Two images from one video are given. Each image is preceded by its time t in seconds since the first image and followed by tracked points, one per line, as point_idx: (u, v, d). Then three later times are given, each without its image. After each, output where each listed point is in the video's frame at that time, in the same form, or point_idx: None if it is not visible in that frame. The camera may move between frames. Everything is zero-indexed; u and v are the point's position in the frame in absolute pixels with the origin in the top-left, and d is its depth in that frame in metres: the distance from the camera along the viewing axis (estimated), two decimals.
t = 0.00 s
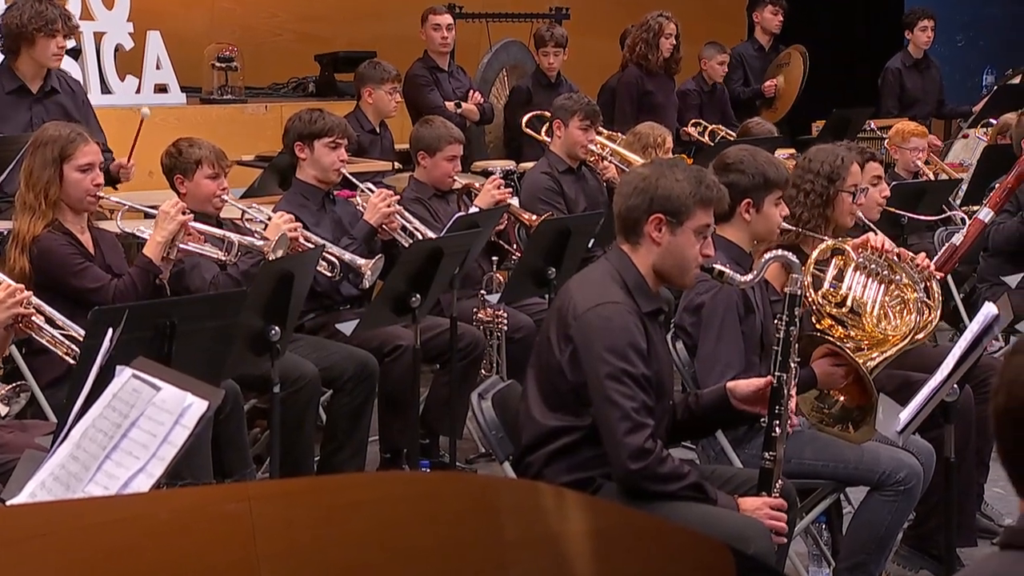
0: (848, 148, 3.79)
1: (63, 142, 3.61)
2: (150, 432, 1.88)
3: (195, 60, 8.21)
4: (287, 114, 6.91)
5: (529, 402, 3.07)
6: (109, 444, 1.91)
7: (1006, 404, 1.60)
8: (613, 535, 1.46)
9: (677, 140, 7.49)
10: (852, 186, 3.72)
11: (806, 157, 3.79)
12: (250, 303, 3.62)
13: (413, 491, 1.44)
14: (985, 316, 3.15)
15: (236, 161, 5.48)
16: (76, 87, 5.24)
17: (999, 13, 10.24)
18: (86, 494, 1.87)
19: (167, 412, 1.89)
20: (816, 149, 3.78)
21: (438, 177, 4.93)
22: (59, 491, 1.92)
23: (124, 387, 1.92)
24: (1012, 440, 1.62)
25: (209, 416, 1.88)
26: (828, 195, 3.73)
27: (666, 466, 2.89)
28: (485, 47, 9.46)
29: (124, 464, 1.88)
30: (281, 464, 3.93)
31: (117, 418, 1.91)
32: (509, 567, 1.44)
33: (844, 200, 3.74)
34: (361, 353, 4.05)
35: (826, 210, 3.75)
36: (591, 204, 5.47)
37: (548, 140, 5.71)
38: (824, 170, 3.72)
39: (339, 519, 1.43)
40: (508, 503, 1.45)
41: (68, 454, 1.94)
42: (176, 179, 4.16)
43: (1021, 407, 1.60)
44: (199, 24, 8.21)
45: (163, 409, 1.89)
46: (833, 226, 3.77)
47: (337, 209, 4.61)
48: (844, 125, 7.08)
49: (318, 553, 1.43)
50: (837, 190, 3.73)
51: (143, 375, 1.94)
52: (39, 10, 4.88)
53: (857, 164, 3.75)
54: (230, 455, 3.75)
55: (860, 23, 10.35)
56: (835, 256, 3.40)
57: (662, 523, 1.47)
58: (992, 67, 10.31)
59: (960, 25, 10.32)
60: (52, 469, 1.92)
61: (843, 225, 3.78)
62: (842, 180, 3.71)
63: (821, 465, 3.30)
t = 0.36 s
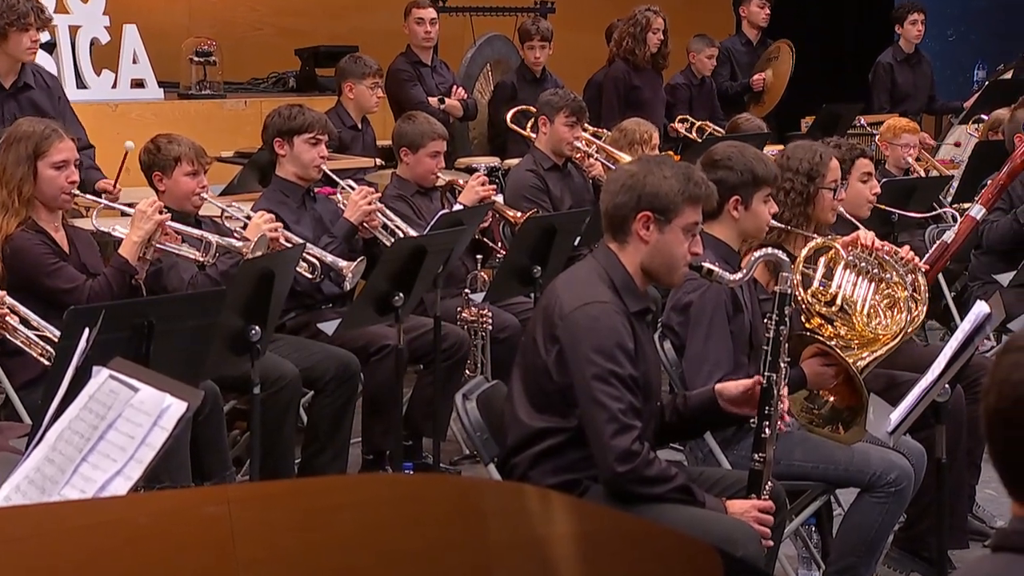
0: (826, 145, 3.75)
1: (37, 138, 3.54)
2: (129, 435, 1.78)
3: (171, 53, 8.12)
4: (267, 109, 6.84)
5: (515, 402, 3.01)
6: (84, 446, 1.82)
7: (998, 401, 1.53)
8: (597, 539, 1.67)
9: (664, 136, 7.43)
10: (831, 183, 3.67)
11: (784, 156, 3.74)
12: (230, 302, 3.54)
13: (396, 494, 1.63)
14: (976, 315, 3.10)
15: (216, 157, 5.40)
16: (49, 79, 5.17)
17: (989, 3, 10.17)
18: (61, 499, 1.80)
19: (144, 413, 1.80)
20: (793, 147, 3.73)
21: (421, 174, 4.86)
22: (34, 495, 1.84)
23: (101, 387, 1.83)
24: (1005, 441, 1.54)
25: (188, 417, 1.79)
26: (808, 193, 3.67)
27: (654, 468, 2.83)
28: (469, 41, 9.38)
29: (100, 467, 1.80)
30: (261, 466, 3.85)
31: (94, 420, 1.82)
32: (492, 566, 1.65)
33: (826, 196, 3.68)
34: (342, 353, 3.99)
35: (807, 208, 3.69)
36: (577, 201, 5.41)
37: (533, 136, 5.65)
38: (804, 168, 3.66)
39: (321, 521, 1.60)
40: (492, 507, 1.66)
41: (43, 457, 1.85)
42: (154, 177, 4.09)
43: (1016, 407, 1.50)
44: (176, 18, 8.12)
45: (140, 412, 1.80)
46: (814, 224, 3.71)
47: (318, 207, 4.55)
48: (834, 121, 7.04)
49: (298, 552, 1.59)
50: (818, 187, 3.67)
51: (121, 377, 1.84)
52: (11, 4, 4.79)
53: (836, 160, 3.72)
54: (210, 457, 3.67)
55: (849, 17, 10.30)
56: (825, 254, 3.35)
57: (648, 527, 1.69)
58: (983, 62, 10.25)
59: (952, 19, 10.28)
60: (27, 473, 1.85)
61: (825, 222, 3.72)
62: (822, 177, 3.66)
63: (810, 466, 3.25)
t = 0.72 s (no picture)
0: (808, 140, 3.70)
1: (14, 133, 3.51)
2: (105, 436, 1.82)
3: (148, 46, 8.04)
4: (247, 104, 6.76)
5: (500, 403, 2.95)
6: (62, 448, 1.84)
7: (992, 404, 1.57)
8: (585, 539, 1.64)
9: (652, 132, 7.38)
10: (815, 177, 3.62)
11: (766, 152, 3.70)
12: (210, 300, 3.47)
13: (380, 497, 1.59)
14: (969, 314, 3.04)
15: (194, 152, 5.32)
16: (24, 82, 5.08)
17: None
18: (38, 500, 1.82)
19: (122, 414, 1.83)
20: (775, 142, 3.69)
21: (405, 170, 4.79)
22: (9, 497, 1.86)
23: (78, 388, 1.87)
24: (996, 443, 1.58)
25: (166, 418, 1.82)
26: (791, 188, 3.63)
27: (642, 469, 2.78)
28: (452, 35, 9.31)
29: (78, 468, 1.83)
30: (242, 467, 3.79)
31: (70, 421, 1.85)
32: (478, 566, 1.62)
33: (809, 192, 3.63)
34: (324, 353, 3.91)
35: (790, 204, 3.64)
36: (562, 198, 5.35)
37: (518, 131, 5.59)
38: (785, 163, 3.62)
39: (304, 524, 1.56)
40: (477, 509, 1.63)
41: (18, 458, 1.88)
42: (131, 173, 4.01)
43: (1006, 408, 1.56)
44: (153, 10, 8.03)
45: (117, 412, 1.83)
46: (798, 220, 3.65)
47: (300, 206, 4.47)
48: (824, 116, 7.00)
49: (280, 554, 1.56)
50: (801, 183, 3.62)
51: (98, 376, 1.88)
52: None
53: (818, 155, 3.67)
54: (189, 458, 3.60)
55: (838, 12, 10.26)
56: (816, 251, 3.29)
57: (639, 529, 1.67)
58: (975, 57, 10.25)
59: (942, 13, 10.24)
60: (3, 474, 1.87)
61: (811, 218, 3.66)
62: (804, 172, 3.61)
63: (801, 467, 3.20)
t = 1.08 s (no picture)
0: (809, 134, 3.63)
1: None
2: (85, 436, 1.76)
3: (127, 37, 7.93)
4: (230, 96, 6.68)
5: (489, 402, 2.87)
6: (41, 448, 1.80)
7: (996, 403, 1.52)
8: (575, 540, 1.67)
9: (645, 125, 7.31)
10: (815, 171, 3.55)
11: (766, 145, 3.62)
12: (192, 296, 3.39)
13: (365, 497, 1.57)
14: (967, 310, 2.98)
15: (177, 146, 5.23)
16: None
17: None
18: (16, 502, 1.77)
19: (103, 413, 1.77)
20: (775, 135, 3.62)
21: (390, 164, 4.72)
22: None
23: (57, 387, 1.82)
24: (999, 441, 1.53)
25: (147, 418, 1.76)
26: (791, 181, 3.55)
27: (634, 469, 2.71)
28: (439, 26, 9.21)
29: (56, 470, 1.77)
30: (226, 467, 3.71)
31: (50, 421, 1.80)
32: (466, 567, 1.61)
33: (809, 185, 3.56)
34: (310, 352, 3.83)
35: (790, 198, 3.57)
36: (551, 192, 5.28)
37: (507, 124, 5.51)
38: (786, 156, 3.54)
39: (290, 523, 1.54)
40: (465, 509, 1.62)
41: None
42: (112, 167, 3.93)
43: (1011, 407, 1.51)
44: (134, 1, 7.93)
45: (96, 411, 1.77)
46: (798, 214, 3.59)
47: (286, 202, 4.39)
48: (819, 108, 6.93)
49: (264, 554, 1.55)
50: (801, 176, 3.55)
51: (77, 374, 1.84)
52: None
53: (819, 148, 3.60)
54: (171, 458, 3.53)
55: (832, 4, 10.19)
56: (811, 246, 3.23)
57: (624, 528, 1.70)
58: (974, 49, 10.17)
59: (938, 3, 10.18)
60: None
61: (810, 213, 3.59)
62: (805, 165, 3.54)
63: (796, 468, 3.13)
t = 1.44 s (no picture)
0: (819, 129, 3.56)
1: None
2: (67, 434, 1.71)
3: (109, 28, 7.85)
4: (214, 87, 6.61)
5: (480, 400, 2.80)
6: (20, 447, 1.72)
7: (1005, 400, 1.50)
8: (567, 540, 1.61)
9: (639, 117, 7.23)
10: (824, 168, 3.48)
11: (775, 138, 3.55)
12: (177, 292, 3.32)
13: (354, 494, 1.49)
14: (969, 305, 2.90)
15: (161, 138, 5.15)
16: None
17: None
18: None
19: (85, 411, 1.72)
20: (785, 129, 3.55)
21: (380, 153, 4.63)
22: None
23: (38, 384, 1.75)
24: (1008, 438, 1.51)
25: (131, 416, 1.72)
26: (799, 177, 3.48)
27: (629, 468, 2.64)
28: (430, 17, 9.12)
29: (36, 469, 1.70)
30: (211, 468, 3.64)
31: (30, 419, 1.73)
32: (457, 568, 1.54)
33: (816, 183, 3.49)
34: (298, 350, 3.76)
35: (797, 194, 3.50)
36: (543, 186, 5.21)
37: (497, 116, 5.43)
38: (796, 151, 3.47)
39: (276, 523, 1.47)
40: (455, 509, 1.54)
41: None
42: (94, 160, 3.84)
43: (1019, 403, 1.49)
44: None
45: (80, 409, 1.72)
46: (803, 212, 3.52)
47: (281, 196, 4.29)
48: (817, 99, 6.86)
49: (250, 554, 1.47)
50: (809, 173, 3.48)
51: (58, 372, 1.77)
52: None
53: (829, 145, 3.53)
54: (155, 458, 3.45)
55: None
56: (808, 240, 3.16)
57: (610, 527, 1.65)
58: (975, 38, 10.11)
59: None
60: None
61: (813, 211, 3.53)
62: (814, 162, 3.47)
63: (794, 467, 3.06)
